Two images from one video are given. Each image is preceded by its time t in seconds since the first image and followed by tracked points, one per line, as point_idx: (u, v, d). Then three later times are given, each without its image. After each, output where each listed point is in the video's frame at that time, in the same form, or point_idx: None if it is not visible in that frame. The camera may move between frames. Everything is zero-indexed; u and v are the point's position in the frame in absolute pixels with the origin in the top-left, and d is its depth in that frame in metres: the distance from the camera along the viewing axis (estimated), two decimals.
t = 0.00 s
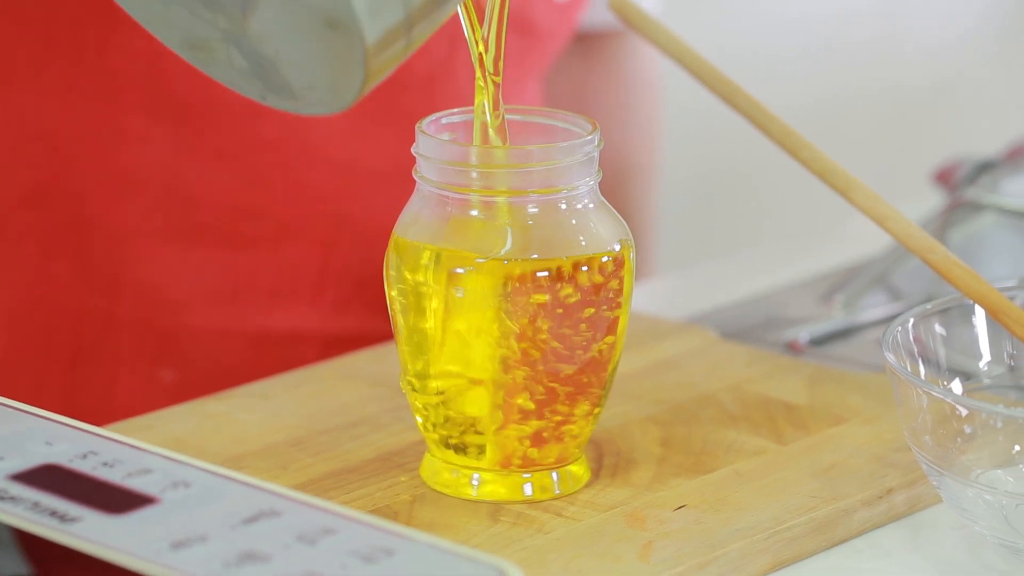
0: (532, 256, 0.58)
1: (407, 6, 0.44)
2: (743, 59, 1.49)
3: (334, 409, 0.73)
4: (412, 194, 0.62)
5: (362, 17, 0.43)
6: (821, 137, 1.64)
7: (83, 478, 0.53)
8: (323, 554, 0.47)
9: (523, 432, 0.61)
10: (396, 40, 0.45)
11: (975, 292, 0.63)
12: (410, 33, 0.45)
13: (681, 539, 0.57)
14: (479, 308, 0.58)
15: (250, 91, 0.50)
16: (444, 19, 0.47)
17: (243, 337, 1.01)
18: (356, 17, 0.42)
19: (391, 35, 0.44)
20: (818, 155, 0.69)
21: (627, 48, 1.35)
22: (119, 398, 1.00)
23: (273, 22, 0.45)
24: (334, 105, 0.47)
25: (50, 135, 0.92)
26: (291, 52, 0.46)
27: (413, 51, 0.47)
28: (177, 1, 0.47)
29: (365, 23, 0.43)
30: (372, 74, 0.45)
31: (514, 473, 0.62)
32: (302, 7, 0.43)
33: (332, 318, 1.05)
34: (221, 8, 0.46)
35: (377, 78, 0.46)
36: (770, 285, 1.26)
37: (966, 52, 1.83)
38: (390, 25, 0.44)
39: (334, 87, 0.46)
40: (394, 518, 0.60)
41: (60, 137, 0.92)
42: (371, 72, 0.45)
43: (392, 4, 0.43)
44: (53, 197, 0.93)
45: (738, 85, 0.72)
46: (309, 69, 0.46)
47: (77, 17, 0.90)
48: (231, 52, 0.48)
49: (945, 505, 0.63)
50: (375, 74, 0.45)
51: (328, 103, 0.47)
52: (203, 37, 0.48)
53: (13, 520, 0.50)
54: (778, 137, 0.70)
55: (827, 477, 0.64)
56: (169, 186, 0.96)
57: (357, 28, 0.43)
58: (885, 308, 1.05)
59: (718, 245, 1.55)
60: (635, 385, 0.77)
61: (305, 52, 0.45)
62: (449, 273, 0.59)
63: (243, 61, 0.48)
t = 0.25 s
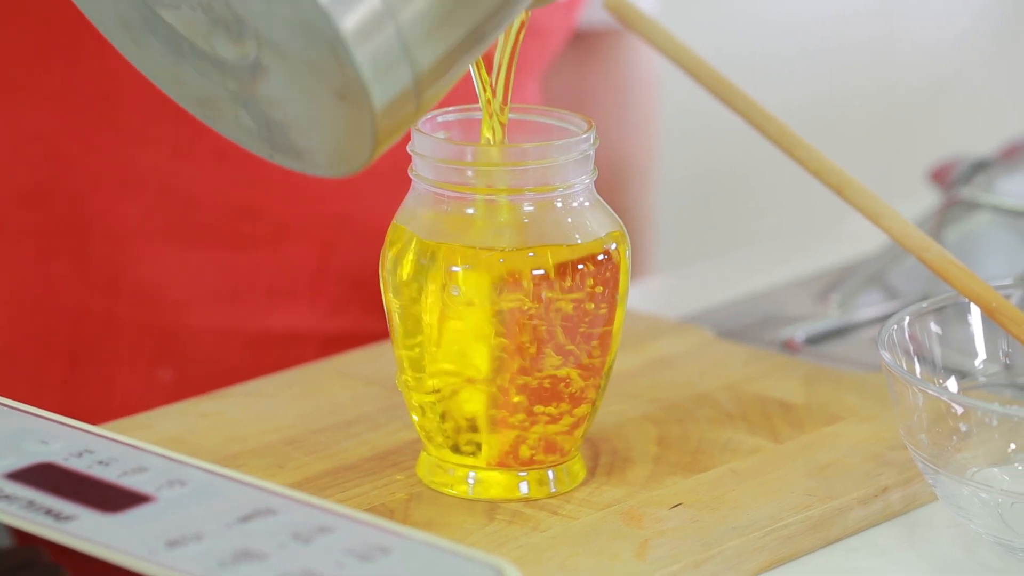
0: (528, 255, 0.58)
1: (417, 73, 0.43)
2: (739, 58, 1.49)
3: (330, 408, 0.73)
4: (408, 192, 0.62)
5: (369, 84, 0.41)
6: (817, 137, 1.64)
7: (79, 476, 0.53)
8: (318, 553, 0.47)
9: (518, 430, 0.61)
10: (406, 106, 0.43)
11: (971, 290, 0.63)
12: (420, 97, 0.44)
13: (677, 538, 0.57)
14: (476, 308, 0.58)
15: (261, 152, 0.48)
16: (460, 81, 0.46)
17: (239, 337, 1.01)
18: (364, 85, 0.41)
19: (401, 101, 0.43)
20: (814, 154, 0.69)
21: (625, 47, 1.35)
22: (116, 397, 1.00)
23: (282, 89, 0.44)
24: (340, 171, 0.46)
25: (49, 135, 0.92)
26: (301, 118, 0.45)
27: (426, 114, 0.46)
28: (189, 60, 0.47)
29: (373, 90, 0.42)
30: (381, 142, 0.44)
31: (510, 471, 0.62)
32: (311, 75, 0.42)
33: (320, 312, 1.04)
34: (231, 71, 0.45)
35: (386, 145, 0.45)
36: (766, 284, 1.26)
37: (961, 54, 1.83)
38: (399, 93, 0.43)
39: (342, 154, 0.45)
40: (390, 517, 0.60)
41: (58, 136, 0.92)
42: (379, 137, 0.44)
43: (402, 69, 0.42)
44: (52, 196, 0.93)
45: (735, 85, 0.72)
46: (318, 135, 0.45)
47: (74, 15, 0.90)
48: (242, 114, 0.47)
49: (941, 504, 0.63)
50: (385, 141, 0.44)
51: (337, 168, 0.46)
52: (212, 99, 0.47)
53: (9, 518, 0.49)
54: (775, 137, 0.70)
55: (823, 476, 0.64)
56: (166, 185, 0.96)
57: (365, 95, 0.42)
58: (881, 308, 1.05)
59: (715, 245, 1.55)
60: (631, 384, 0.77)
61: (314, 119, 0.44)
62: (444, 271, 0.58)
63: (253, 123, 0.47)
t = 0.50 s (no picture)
0: (528, 260, 0.58)
1: (424, 117, 0.45)
2: (737, 62, 1.49)
3: (328, 413, 0.73)
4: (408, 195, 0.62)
5: (377, 127, 0.44)
6: (816, 142, 1.64)
7: (78, 481, 0.53)
8: (317, 557, 0.47)
9: (517, 436, 0.61)
10: (413, 148, 0.45)
11: (970, 296, 0.64)
12: (428, 140, 0.46)
13: (676, 543, 0.57)
14: (475, 313, 0.58)
15: (265, 190, 0.51)
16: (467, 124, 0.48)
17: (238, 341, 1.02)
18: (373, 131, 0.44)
19: (408, 144, 0.45)
20: (812, 160, 0.69)
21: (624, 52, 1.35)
22: (117, 401, 1.00)
23: (291, 132, 0.46)
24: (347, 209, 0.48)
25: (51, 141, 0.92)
26: (309, 159, 0.47)
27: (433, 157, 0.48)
28: (197, 101, 0.49)
29: (381, 134, 0.44)
30: (388, 184, 0.46)
31: (509, 476, 0.62)
32: (320, 120, 0.45)
33: (327, 321, 1.05)
34: (237, 113, 0.48)
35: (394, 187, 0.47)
36: (765, 289, 1.26)
37: (958, 58, 1.83)
38: (406, 136, 0.45)
39: (348, 196, 0.48)
40: (389, 522, 0.60)
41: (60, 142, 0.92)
42: (386, 180, 0.46)
43: (410, 115, 0.44)
44: (53, 202, 0.93)
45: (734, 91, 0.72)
46: (326, 175, 0.47)
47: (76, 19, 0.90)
48: (249, 155, 0.49)
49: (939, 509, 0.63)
50: (392, 182, 0.46)
51: (343, 209, 0.48)
52: (219, 138, 0.50)
53: (7, 522, 0.49)
54: (773, 143, 0.70)
55: (821, 481, 0.64)
56: (167, 191, 0.96)
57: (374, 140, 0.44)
58: (879, 312, 1.05)
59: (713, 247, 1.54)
60: (629, 389, 0.77)
61: (320, 156, 0.46)
62: (443, 276, 0.58)
63: (258, 163, 0.49)
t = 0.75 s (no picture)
0: (529, 258, 0.58)
1: (432, 113, 0.45)
2: (737, 61, 1.49)
3: (330, 411, 0.73)
4: (410, 195, 0.62)
5: (387, 121, 0.43)
6: (817, 141, 1.64)
7: (81, 480, 0.53)
8: (321, 555, 0.47)
9: (519, 433, 0.61)
10: (421, 144, 0.45)
11: (972, 292, 0.64)
12: (435, 136, 0.46)
13: (679, 540, 0.57)
14: (477, 311, 0.58)
15: (266, 189, 0.51)
16: (473, 122, 0.48)
17: (240, 341, 1.02)
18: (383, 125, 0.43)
19: (416, 140, 0.45)
20: (813, 157, 0.69)
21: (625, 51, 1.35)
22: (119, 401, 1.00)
23: (297, 127, 0.46)
24: (351, 206, 0.48)
25: (52, 143, 0.92)
26: (314, 155, 0.47)
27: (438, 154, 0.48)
28: (201, 98, 0.49)
29: (390, 129, 0.44)
30: (394, 180, 0.46)
31: (512, 474, 0.62)
32: (328, 115, 0.44)
33: (329, 321, 1.05)
34: (243, 109, 0.48)
35: (400, 183, 0.47)
36: (766, 287, 1.26)
37: (958, 56, 1.83)
38: (414, 131, 0.45)
39: (353, 192, 0.48)
40: (392, 520, 0.60)
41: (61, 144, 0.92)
42: (393, 175, 0.46)
43: (419, 110, 0.44)
44: (53, 205, 0.93)
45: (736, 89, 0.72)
46: (331, 172, 0.47)
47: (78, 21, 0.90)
48: (252, 152, 0.49)
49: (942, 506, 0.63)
50: (399, 177, 0.46)
51: (346, 207, 0.49)
52: (222, 135, 0.50)
53: (11, 522, 0.49)
54: (775, 140, 0.70)
55: (824, 478, 0.64)
56: (169, 192, 0.96)
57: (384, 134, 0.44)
58: (880, 310, 1.05)
59: (713, 247, 1.54)
60: (631, 387, 0.77)
61: (326, 151, 0.46)
62: (445, 274, 0.59)
63: (261, 161, 0.49)
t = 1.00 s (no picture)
0: (529, 255, 0.58)
1: (440, 96, 0.44)
2: (738, 61, 1.50)
3: (330, 409, 0.73)
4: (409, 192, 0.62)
5: (394, 104, 0.43)
6: (817, 137, 1.64)
7: (81, 478, 0.53)
8: (322, 553, 0.47)
9: (520, 430, 0.61)
10: (428, 129, 0.45)
11: (973, 289, 0.63)
12: (442, 121, 0.46)
13: (680, 537, 0.57)
14: (477, 307, 0.58)
15: (270, 177, 0.51)
16: (479, 108, 0.48)
17: (240, 341, 1.02)
18: (391, 107, 0.43)
19: (424, 124, 0.45)
20: (814, 153, 0.69)
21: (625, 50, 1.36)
22: (120, 400, 1.00)
23: (303, 112, 0.46)
24: (357, 191, 0.48)
25: (52, 143, 0.92)
26: (319, 141, 0.47)
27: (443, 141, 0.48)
28: (206, 84, 0.49)
29: (398, 111, 0.43)
30: (401, 163, 0.46)
31: (513, 472, 0.62)
32: (335, 99, 0.44)
33: (326, 315, 1.04)
34: (248, 94, 0.48)
35: (407, 167, 0.46)
36: (767, 283, 1.26)
37: (959, 53, 1.83)
38: (423, 114, 0.44)
39: (359, 177, 0.47)
40: (392, 517, 0.60)
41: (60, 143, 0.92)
42: (400, 158, 0.45)
43: (427, 93, 0.44)
44: (52, 205, 0.93)
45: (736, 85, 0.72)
46: (337, 157, 0.47)
47: (78, 20, 0.90)
48: (258, 138, 0.49)
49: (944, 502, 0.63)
50: (406, 162, 0.46)
51: (352, 193, 0.48)
52: (227, 122, 0.50)
53: (11, 520, 0.49)
54: (775, 136, 0.70)
55: (824, 474, 0.64)
56: (169, 191, 0.96)
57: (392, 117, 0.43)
58: (881, 306, 1.05)
59: (713, 246, 1.55)
60: (632, 383, 0.77)
61: (333, 137, 0.46)
62: (445, 271, 0.59)
63: (266, 148, 0.49)
